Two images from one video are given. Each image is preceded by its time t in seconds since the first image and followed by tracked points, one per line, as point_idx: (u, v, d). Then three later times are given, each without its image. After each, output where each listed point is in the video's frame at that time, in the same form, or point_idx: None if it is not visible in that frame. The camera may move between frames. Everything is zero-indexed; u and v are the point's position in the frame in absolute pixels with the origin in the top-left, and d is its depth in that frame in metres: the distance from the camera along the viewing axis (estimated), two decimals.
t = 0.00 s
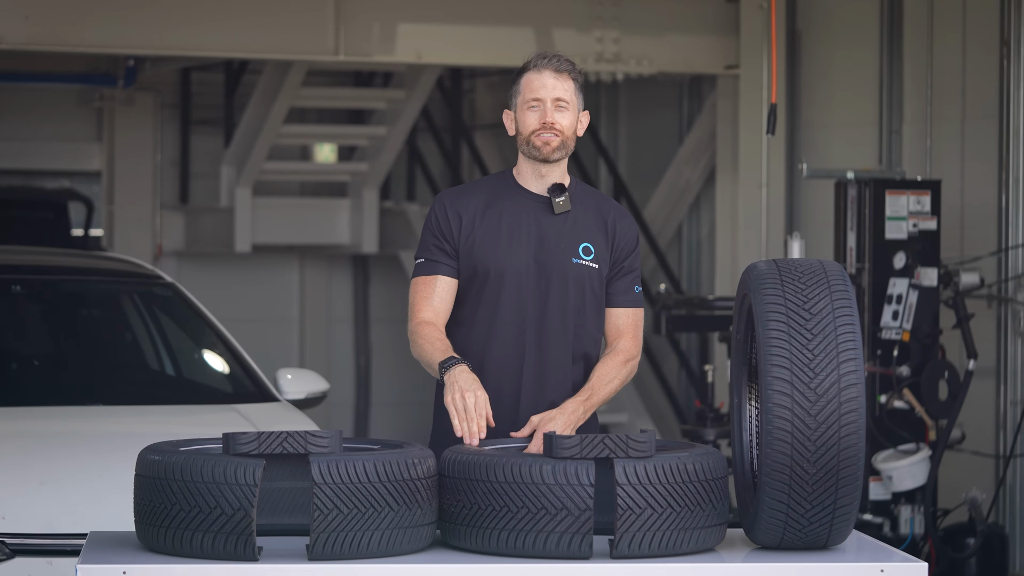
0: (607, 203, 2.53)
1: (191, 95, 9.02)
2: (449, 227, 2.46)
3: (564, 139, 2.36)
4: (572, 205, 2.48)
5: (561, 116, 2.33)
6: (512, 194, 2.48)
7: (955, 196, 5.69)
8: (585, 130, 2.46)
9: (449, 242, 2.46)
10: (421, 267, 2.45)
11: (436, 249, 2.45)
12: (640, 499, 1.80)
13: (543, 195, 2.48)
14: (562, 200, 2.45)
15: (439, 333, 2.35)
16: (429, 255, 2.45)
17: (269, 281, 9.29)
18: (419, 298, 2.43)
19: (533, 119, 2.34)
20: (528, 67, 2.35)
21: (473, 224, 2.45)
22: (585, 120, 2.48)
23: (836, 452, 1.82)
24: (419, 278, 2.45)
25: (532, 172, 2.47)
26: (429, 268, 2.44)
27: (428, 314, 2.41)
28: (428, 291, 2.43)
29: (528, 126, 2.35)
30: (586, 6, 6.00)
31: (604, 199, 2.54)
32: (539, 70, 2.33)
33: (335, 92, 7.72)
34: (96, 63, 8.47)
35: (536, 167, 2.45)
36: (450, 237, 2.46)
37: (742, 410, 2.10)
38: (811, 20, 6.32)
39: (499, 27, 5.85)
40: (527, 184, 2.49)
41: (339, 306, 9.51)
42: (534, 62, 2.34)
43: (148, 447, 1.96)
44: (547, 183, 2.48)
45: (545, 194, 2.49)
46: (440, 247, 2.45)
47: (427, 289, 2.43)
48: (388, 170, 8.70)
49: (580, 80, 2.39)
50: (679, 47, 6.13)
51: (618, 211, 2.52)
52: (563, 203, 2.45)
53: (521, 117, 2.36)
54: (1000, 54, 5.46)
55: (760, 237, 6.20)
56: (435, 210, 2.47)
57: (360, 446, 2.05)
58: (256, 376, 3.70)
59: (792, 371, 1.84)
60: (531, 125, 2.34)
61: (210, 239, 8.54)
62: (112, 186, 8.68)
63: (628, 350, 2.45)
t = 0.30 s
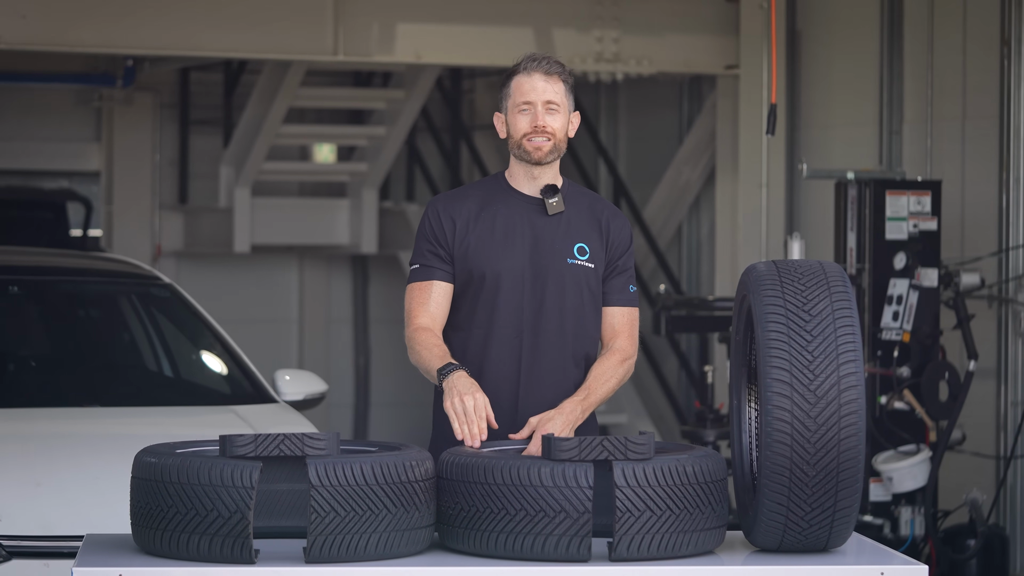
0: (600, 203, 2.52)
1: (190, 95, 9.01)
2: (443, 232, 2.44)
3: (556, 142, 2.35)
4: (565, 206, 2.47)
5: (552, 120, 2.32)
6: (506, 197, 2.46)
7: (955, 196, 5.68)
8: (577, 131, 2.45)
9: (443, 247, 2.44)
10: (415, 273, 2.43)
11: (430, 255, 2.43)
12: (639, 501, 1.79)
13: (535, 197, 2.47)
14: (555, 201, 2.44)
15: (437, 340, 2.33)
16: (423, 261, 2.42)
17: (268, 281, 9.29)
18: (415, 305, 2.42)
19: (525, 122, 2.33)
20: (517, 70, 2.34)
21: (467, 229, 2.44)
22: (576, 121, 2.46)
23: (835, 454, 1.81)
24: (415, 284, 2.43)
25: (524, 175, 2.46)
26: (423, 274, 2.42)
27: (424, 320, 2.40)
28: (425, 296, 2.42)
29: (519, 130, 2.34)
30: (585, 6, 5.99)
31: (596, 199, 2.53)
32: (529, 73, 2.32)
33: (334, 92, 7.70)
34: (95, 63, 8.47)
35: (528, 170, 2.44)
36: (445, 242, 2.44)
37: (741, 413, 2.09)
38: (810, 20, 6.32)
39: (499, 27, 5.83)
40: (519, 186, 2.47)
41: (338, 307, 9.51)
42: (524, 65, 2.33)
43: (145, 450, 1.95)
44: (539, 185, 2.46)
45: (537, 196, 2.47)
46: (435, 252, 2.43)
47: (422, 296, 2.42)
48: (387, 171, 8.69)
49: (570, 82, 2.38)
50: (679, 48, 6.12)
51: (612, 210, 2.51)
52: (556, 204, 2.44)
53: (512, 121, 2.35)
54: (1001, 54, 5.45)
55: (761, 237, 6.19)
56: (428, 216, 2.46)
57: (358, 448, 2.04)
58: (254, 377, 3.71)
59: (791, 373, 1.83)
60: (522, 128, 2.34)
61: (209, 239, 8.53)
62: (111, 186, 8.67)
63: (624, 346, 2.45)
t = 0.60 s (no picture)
0: (594, 202, 2.51)
1: (189, 94, 9.01)
2: (437, 233, 2.44)
3: (548, 144, 2.35)
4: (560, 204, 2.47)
5: (545, 124, 2.32)
6: (499, 198, 2.45)
7: (954, 196, 5.67)
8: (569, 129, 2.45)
9: (438, 248, 2.44)
10: (410, 275, 2.43)
11: (424, 255, 2.43)
12: (634, 503, 1.78)
13: (529, 197, 2.46)
14: (548, 200, 2.44)
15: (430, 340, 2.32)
16: (418, 262, 2.43)
17: (267, 281, 9.28)
18: (409, 306, 2.42)
19: (517, 127, 2.32)
20: (508, 74, 2.32)
21: (461, 229, 2.43)
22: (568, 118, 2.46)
23: (832, 455, 1.80)
24: (409, 286, 2.43)
25: (517, 175, 2.46)
26: (418, 275, 2.42)
27: (419, 321, 2.39)
28: (419, 298, 2.42)
29: (511, 134, 2.34)
30: (583, 5, 5.98)
31: (591, 197, 2.52)
32: (520, 77, 2.31)
33: (332, 92, 7.69)
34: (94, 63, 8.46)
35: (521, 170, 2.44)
36: (439, 243, 2.44)
37: (738, 414, 2.08)
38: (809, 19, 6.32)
39: (497, 27, 5.82)
40: (512, 186, 2.47)
41: (337, 307, 9.51)
42: (514, 68, 2.32)
43: (139, 450, 1.94)
44: (533, 184, 2.46)
45: (531, 196, 2.47)
46: (429, 252, 2.44)
47: (417, 296, 2.42)
48: (386, 170, 8.69)
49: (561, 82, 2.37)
50: (677, 47, 6.11)
51: (606, 209, 2.50)
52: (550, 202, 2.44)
53: (504, 125, 2.34)
54: (1000, 54, 5.44)
55: (759, 237, 6.18)
56: (422, 218, 2.46)
57: (352, 449, 2.03)
58: (250, 377, 3.70)
59: (787, 374, 1.82)
60: (514, 133, 2.33)
61: (207, 239, 8.51)
62: (109, 186, 8.66)
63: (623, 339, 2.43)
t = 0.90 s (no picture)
0: (589, 199, 2.50)
1: (187, 94, 9.00)
2: (430, 232, 2.43)
3: (542, 150, 2.34)
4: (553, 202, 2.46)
5: (537, 129, 2.31)
6: (493, 197, 2.45)
7: (953, 196, 5.66)
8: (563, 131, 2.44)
9: (430, 246, 2.43)
10: (403, 273, 2.42)
11: (416, 252, 2.42)
12: (630, 504, 1.77)
13: (523, 195, 2.45)
14: (542, 198, 2.42)
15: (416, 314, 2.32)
16: (410, 259, 2.42)
17: (265, 281, 9.27)
18: (400, 300, 2.39)
19: (509, 133, 2.32)
20: (500, 80, 2.31)
21: (455, 228, 2.43)
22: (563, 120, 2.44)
23: (828, 456, 1.79)
24: (401, 282, 2.41)
25: (512, 174, 2.44)
26: (410, 273, 2.41)
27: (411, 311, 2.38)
28: (409, 292, 2.40)
29: (504, 140, 2.33)
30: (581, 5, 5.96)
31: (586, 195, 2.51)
32: (513, 83, 2.30)
33: (331, 92, 7.67)
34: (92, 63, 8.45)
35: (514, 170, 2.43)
36: (432, 241, 2.43)
37: (734, 414, 2.07)
38: (807, 18, 6.32)
39: (495, 26, 5.81)
40: (506, 186, 2.46)
41: (335, 307, 9.50)
42: (507, 74, 2.31)
43: (132, 451, 1.93)
44: (527, 183, 2.44)
45: (525, 195, 2.45)
46: (421, 250, 2.42)
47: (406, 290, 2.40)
48: (384, 170, 8.68)
49: (554, 85, 2.35)
50: (675, 46, 6.09)
51: (601, 206, 2.49)
52: (543, 200, 2.42)
53: (496, 130, 2.34)
54: (999, 52, 5.42)
55: (757, 237, 6.17)
56: (415, 217, 2.45)
57: (346, 450, 2.02)
58: (246, 378, 3.69)
59: (783, 374, 1.81)
60: (507, 139, 2.33)
61: (205, 239, 8.49)
62: (106, 186, 8.65)
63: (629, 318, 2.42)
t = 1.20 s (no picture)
0: (586, 199, 2.49)
1: (186, 94, 9.00)
2: (427, 230, 2.43)
3: (537, 150, 2.33)
4: (550, 203, 2.45)
5: (533, 129, 2.30)
6: (489, 197, 2.45)
7: (954, 195, 5.65)
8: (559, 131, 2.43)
9: (426, 244, 2.42)
10: (399, 270, 2.40)
11: (410, 249, 2.41)
12: (628, 506, 1.76)
13: (520, 195, 2.45)
14: (537, 198, 2.42)
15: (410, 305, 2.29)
16: (406, 256, 2.40)
17: (265, 281, 9.26)
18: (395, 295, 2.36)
19: (504, 132, 2.31)
20: (497, 79, 2.30)
21: (451, 228, 2.42)
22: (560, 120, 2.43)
23: (828, 457, 1.78)
24: (397, 278, 2.39)
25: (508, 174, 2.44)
26: (406, 269, 2.39)
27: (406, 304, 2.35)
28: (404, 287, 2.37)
29: (499, 139, 2.32)
30: (581, 4, 5.95)
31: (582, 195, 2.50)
32: (509, 82, 2.29)
33: (330, 91, 7.66)
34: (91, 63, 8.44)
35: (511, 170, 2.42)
36: (427, 239, 2.42)
37: (734, 414, 2.06)
38: (806, 17, 6.31)
39: (494, 25, 5.80)
40: (503, 186, 2.46)
41: (334, 308, 9.49)
42: (503, 73, 2.29)
43: (128, 453, 1.92)
44: (523, 183, 2.44)
45: (521, 195, 2.45)
46: (417, 248, 2.41)
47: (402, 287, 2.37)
48: (383, 170, 8.67)
49: (551, 86, 2.34)
50: (675, 46, 6.09)
51: (597, 205, 2.48)
52: (539, 200, 2.42)
53: (492, 128, 2.33)
54: (1000, 52, 5.40)
55: (756, 238, 6.17)
56: (412, 216, 2.44)
57: (344, 451, 2.01)
58: (244, 378, 3.68)
59: (783, 375, 1.80)
60: (502, 138, 2.32)
61: (204, 238, 8.48)
62: (105, 186, 8.63)
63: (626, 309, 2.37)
